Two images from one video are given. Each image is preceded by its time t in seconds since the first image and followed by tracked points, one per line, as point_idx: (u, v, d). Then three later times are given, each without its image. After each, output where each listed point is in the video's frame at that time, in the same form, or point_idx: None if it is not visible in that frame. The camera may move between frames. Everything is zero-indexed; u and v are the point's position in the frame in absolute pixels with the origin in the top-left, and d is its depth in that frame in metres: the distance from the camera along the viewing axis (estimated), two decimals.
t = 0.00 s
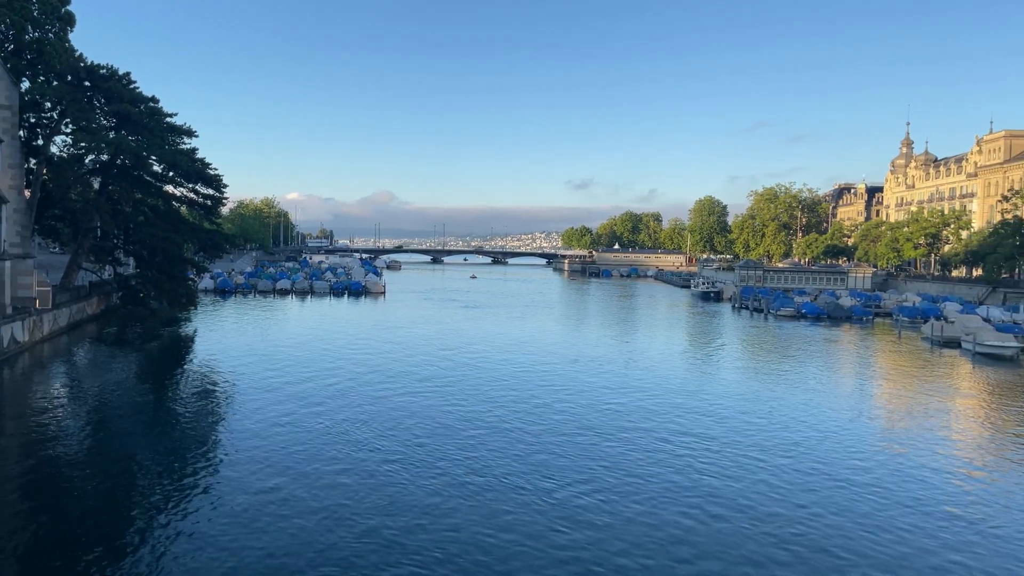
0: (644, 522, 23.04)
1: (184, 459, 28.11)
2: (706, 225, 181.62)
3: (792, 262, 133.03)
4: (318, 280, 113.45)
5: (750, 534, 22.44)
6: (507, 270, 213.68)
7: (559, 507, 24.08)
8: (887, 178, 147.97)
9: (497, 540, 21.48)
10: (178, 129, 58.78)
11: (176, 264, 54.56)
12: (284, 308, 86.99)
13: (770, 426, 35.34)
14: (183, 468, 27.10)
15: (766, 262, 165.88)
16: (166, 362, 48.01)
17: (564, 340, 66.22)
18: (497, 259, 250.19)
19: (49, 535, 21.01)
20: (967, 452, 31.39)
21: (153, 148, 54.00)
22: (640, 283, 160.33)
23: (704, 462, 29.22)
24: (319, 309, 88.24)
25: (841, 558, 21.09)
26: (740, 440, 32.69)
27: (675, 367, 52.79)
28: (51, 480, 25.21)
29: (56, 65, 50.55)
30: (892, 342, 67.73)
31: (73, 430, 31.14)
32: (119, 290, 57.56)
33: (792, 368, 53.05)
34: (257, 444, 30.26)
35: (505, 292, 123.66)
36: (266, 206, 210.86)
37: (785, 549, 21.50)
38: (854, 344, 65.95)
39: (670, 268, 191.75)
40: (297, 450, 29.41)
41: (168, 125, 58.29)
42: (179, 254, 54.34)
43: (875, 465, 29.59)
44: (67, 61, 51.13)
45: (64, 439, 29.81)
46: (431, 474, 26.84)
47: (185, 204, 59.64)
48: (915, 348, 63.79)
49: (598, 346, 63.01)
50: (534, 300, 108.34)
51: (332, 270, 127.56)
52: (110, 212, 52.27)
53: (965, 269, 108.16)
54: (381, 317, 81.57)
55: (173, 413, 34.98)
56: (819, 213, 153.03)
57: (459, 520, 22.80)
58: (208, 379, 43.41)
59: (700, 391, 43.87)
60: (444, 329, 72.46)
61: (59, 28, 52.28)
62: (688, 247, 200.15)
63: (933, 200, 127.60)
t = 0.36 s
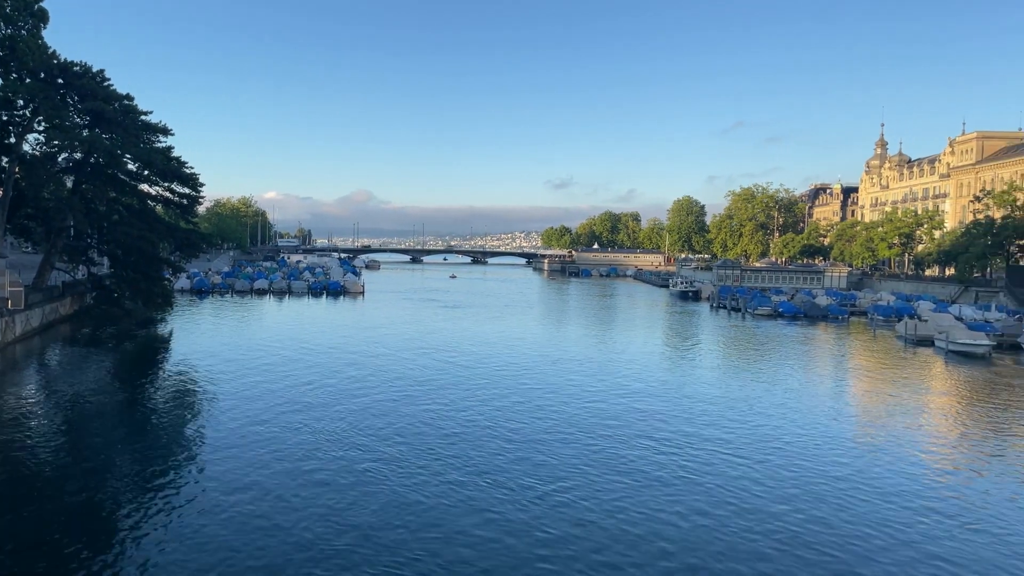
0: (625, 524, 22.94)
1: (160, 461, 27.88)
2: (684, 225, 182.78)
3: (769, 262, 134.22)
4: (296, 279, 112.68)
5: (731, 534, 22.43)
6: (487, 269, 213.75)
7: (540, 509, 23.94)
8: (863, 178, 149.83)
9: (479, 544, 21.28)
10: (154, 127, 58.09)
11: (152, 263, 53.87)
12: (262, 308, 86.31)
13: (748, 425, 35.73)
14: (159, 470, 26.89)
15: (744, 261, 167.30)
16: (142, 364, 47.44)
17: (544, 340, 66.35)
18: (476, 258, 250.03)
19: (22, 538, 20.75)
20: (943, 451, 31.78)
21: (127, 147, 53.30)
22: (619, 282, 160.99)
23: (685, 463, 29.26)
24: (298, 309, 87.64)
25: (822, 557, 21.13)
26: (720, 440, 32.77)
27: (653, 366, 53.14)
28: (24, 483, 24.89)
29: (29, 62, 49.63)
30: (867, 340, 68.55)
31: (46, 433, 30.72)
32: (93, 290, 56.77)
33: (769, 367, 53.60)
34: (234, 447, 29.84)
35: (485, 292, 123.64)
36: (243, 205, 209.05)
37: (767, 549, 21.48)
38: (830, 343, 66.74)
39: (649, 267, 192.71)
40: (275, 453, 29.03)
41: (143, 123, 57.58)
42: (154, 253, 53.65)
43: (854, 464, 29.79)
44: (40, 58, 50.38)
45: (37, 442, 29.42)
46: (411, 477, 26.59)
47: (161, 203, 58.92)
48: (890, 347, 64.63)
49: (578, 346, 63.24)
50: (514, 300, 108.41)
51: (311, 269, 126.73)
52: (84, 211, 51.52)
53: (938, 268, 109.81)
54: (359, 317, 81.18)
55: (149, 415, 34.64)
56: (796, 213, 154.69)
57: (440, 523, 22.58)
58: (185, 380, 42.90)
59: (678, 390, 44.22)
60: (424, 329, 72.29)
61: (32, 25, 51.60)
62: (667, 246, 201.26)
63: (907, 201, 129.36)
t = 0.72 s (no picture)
0: (602, 524, 23.03)
1: (130, 462, 27.69)
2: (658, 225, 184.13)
3: (741, 262, 135.65)
4: (270, 279, 111.76)
5: (709, 533, 22.62)
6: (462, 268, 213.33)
7: (519, 509, 23.95)
8: (833, 179, 152.14)
9: (456, 545, 21.27)
10: (123, 125, 57.25)
11: (121, 263, 53.10)
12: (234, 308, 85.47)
13: (720, 422, 36.26)
14: (129, 471, 26.70)
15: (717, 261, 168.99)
16: (111, 365, 46.83)
17: (519, 339, 66.57)
18: (451, 258, 249.60)
19: None
20: (910, 447, 32.43)
21: (96, 145, 52.44)
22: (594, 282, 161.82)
23: (661, 461, 29.48)
24: (271, 309, 86.93)
25: (797, 554, 21.42)
26: (695, 439, 33.07)
27: (627, 365, 53.60)
28: None
29: None
30: (837, 339, 69.71)
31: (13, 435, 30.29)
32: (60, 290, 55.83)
33: (740, 365, 54.31)
34: (207, 449, 29.51)
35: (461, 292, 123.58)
36: (214, 203, 206.50)
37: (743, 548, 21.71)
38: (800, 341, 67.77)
39: (623, 267, 193.94)
40: (249, 456, 28.77)
41: (112, 120, 56.70)
42: (124, 253, 52.91)
43: (824, 460, 30.37)
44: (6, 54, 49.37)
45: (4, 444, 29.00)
46: (388, 478, 26.48)
47: (130, 202, 58.05)
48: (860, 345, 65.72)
49: (553, 345, 63.54)
50: (490, 300, 108.55)
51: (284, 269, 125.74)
52: (52, 209, 50.60)
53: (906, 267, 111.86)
54: (334, 317, 80.80)
55: (119, 416, 34.29)
56: (768, 214, 156.67)
57: (417, 525, 22.52)
58: (156, 382, 42.33)
59: (651, 388, 44.68)
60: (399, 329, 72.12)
61: None
62: (641, 246, 202.49)
63: (876, 201, 131.48)
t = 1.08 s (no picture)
0: (579, 524, 22.94)
1: (98, 463, 27.32)
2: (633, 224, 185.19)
3: (715, 261, 136.92)
4: (242, 279, 110.57)
5: (684, 533, 22.64)
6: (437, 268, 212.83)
7: (495, 510, 23.80)
8: (804, 180, 154.03)
9: (432, 547, 21.05)
10: (91, 123, 56.21)
11: (90, 262, 52.15)
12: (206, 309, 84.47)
13: (693, 420, 36.64)
14: (97, 472, 26.35)
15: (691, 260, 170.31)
16: (79, 366, 46.01)
17: (495, 339, 66.61)
18: (427, 258, 248.91)
19: None
20: (880, 444, 32.85)
21: (64, 143, 51.42)
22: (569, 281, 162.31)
23: (636, 460, 29.51)
24: (244, 309, 86.08)
25: (772, 553, 21.47)
26: (670, 437, 33.20)
27: (602, 364, 53.84)
28: None
29: None
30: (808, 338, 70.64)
31: None
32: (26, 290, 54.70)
33: (714, 364, 54.76)
34: (177, 452, 28.99)
35: (436, 292, 123.27)
36: (186, 202, 203.97)
37: (718, 548, 21.73)
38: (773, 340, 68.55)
39: (598, 266, 194.77)
40: (221, 458, 28.31)
41: (80, 118, 55.65)
42: (92, 253, 52.00)
43: (794, 456, 30.82)
44: None
45: None
46: (362, 480, 26.19)
47: (98, 200, 57.00)
48: (831, 343, 66.55)
49: (528, 345, 63.65)
50: (465, 299, 108.45)
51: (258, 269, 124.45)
52: (17, 208, 49.50)
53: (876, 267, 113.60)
54: (308, 317, 80.23)
55: (88, 417, 33.77)
56: (741, 214, 158.27)
57: (392, 527, 22.26)
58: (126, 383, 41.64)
59: (625, 387, 44.98)
60: (374, 329, 71.81)
61: None
62: (615, 246, 203.48)
63: (846, 202, 133.33)
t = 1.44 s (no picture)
0: (554, 521, 23.06)
1: (67, 466, 26.99)
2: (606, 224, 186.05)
3: (687, 261, 138.19)
4: (213, 278, 109.25)
5: (659, 531, 22.72)
6: (411, 267, 212.52)
7: (471, 511, 23.69)
8: (774, 180, 156.00)
9: (407, 549, 20.90)
10: (57, 120, 55.19)
11: (56, 262, 51.21)
12: (176, 309, 83.38)
13: (666, 417, 37.08)
14: (66, 475, 26.03)
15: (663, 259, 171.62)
16: (46, 368, 45.26)
17: (469, 339, 66.68)
18: (400, 257, 247.89)
19: None
20: (849, 441, 33.41)
21: (29, 140, 50.41)
22: (542, 281, 162.72)
23: (612, 458, 29.62)
24: (215, 309, 85.15)
25: (747, 550, 21.63)
26: (645, 436, 33.39)
27: (576, 364, 54.18)
28: None
29: None
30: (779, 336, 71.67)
31: None
32: None
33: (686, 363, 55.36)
34: (148, 455, 28.52)
35: (410, 291, 122.90)
36: (155, 201, 201.03)
37: (694, 545, 21.86)
38: (744, 339, 69.45)
39: (572, 265, 195.46)
40: (193, 460, 27.91)
41: (45, 115, 54.60)
42: (58, 252, 51.08)
43: (764, 451, 31.35)
44: None
45: None
46: (337, 481, 25.95)
47: (64, 199, 55.99)
48: (801, 341, 67.52)
49: (502, 344, 63.82)
50: (439, 299, 108.31)
51: (229, 268, 123.01)
52: None
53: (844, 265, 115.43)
54: (280, 317, 79.59)
55: (55, 420, 33.31)
56: (712, 213, 159.87)
57: (367, 528, 22.12)
58: (94, 385, 41.09)
59: (599, 386, 45.34)
60: (347, 329, 71.46)
61: None
62: (589, 245, 204.37)
63: (815, 202, 135.22)
